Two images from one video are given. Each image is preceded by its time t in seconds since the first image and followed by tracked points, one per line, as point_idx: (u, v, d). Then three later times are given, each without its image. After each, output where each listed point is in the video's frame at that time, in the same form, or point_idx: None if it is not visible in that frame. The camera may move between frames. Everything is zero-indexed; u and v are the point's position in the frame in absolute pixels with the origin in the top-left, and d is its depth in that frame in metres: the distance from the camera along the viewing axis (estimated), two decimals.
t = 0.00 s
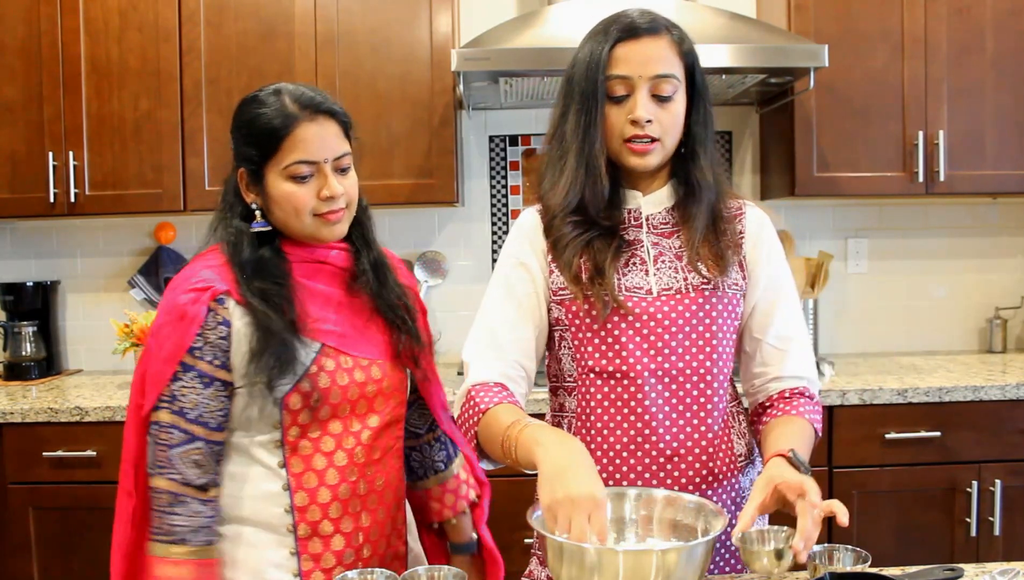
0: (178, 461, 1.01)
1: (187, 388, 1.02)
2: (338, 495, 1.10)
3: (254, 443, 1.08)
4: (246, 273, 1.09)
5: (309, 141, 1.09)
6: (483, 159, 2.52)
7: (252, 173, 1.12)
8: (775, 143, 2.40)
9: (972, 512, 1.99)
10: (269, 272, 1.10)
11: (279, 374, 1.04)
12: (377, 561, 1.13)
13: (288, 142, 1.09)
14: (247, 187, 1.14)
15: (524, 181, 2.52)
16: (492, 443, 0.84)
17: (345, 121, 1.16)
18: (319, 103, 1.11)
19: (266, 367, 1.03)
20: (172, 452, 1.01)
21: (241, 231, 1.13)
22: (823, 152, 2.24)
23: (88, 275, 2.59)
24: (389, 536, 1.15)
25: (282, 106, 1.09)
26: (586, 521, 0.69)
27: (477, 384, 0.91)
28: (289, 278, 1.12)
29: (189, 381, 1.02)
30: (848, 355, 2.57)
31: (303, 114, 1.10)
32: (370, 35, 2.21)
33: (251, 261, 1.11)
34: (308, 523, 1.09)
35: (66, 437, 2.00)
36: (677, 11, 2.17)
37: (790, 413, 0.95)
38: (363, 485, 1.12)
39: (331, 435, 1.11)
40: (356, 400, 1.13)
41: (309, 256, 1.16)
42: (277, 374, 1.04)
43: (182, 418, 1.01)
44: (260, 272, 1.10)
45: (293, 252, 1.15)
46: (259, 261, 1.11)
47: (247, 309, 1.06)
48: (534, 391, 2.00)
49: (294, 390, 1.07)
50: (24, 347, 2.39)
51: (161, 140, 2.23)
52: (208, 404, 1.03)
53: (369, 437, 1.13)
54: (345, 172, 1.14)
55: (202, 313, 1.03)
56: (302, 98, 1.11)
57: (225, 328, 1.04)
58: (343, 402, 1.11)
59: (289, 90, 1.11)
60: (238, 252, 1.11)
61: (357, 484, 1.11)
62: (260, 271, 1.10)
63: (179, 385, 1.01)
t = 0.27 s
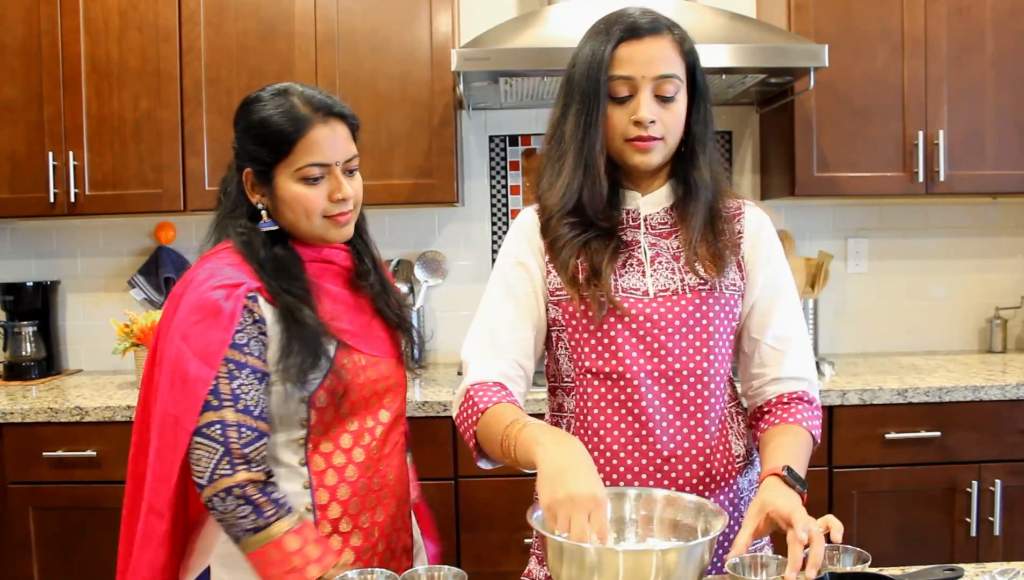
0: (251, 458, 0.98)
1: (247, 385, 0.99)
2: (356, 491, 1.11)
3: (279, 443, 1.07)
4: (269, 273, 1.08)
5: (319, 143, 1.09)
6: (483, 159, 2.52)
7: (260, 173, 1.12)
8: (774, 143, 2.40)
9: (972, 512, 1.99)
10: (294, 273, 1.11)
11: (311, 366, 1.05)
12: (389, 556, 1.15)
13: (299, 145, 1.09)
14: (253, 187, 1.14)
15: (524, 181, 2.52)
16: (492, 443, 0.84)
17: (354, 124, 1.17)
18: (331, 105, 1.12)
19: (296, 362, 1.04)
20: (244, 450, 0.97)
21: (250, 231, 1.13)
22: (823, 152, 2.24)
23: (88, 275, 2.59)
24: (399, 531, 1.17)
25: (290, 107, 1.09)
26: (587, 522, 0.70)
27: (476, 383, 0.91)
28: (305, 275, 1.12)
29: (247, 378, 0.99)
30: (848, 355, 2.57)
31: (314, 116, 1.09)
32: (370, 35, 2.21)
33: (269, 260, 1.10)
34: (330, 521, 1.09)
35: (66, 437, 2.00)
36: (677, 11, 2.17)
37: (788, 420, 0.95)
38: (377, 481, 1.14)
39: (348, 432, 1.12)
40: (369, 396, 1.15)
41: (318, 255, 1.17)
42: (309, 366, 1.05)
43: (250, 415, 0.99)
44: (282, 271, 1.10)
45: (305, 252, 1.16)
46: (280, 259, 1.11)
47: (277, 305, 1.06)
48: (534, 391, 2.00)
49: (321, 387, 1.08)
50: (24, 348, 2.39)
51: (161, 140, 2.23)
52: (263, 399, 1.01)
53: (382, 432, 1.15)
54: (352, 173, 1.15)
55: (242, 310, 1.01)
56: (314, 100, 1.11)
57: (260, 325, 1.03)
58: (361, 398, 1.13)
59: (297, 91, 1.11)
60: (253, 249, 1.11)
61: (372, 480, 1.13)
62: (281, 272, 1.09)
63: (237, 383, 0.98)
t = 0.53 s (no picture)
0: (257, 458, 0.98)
1: (253, 384, 0.99)
2: (359, 491, 1.11)
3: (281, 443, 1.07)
4: (276, 271, 1.08)
5: (319, 141, 1.09)
6: (483, 159, 2.52)
7: (260, 172, 1.12)
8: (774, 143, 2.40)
9: (972, 512, 1.99)
10: (297, 269, 1.11)
11: (316, 362, 1.06)
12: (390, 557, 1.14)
13: (299, 143, 1.09)
14: (253, 186, 1.14)
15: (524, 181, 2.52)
16: (492, 444, 0.83)
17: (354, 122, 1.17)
18: (330, 103, 1.12)
19: (301, 360, 1.04)
20: (248, 450, 0.97)
21: (252, 230, 1.13)
22: (823, 152, 2.24)
23: (88, 275, 2.59)
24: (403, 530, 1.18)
25: (289, 106, 1.09)
26: (587, 523, 0.68)
27: (475, 382, 0.90)
28: (309, 273, 1.13)
29: (253, 377, 0.99)
30: (848, 355, 2.57)
31: (313, 114, 1.10)
32: (370, 36, 2.21)
33: (272, 257, 1.10)
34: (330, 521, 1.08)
35: (66, 437, 2.00)
36: (677, 12, 2.17)
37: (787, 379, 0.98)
38: (379, 481, 1.14)
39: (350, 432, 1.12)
40: (371, 396, 1.14)
41: (320, 254, 1.17)
42: (314, 363, 1.05)
43: (255, 414, 0.99)
44: (287, 270, 1.09)
45: (310, 252, 1.16)
46: (284, 258, 1.11)
47: (282, 303, 1.06)
48: (534, 391, 2.00)
49: (326, 385, 1.09)
50: (24, 348, 2.39)
51: (161, 140, 2.23)
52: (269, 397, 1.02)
53: (384, 433, 1.15)
54: (352, 171, 1.15)
55: (249, 308, 1.02)
56: (311, 99, 1.10)
57: (266, 323, 1.04)
58: (365, 398, 1.13)
59: (296, 90, 1.11)
60: (255, 248, 1.11)
61: (374, 479, 1.13)
62: (283, 267, 1.09)
63: (243, 382, 0.98)
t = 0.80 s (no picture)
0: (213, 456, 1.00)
1: (215, 383, 1.01)
2: (341, 494, 1.10)
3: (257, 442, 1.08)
4: (252, 266, 1.09)
5: (305, 134, 1.09)
6: (483, 159, 2.52)
7: (251, 169, 1.12)
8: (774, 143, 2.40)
9: (972, 512, 1.99)
10: (280, 268, 1.11)
11: (287, 365, 1.05)
12: (378, 560, 1.14)
13: (283, 136, 1.09)
14: (248, 184, 1.15)
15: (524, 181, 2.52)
16: (491, 442, 0.81)
17: (343, 117, 1.17)
18: (316, 97, 1.12)
19: (273, 360, 1.04)
20: (205, 447, 0.99)
21: (241, 230, 1.13)
22: (823, 152, 2.24)
23: (88, 275, 2.59)
24: (396, 535, 1.17)
25: (281, 102, 1.10)
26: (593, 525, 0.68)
27: (474, 377, 0.88)
28: (294, 272, 1.12)
29: (215, 376, 1.01)
30: (848, 355, 2.57)
31: (299, 108, 1.10)
32: (370, 36, 2.21)
33: (254, 256, 1.11)
34: (311, 523, 1.08)
35: (66, 437, 2.00)
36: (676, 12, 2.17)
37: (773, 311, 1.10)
38: (366, 484, 1.12)
39: (334, 433, 1.11)
40: (360, 398, 1.13)
41: (310, 254, 1.16)
42: (284, 365, 1.05)
43: (213, 413, 1.00)
44: (264, 266, 1.10)
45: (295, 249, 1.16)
46: (263, 255, 1.11)
47: (256, 304, 1.06)
48: (535, 391, 2.00)
49: (300, 386, 1.08)
50: (24, 348, 2.39)
51: (161, 140, 2.23)
52: (235, 398, 1.03)
53: (372, 435, 1.14)
54: (343, 166, 1.14)
55: (216, 306, 1.03)
56: (300, 94, 1.11)
57: (237, 323, 1.05)
58: (349, 400, 1.12)
59: (287, 86, 1.12)
60: (240, 246, 1.12)
61: (360, 483, 1.12)
62: (265, 265, 1.10)
63: (205, 380, 1.00)
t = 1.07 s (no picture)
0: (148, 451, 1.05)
1: (167, 380, 1.06)
2: (316, 497, 1.09)
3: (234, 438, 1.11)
4: (233, 267, 1.11)
5: (302, 134, 1.09)
6: (483, 159, 2.52)
7: (250, 168, 1.13)
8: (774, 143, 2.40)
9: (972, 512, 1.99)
10: (255, 268, 1.11)
11: (253, 372, 1.06)
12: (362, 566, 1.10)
13: (281, 135, 1.09)
14: (246, 182, 1.15)
15: (524, 181, 2.52)
16: (496, 441, 0.80)
17: (343, 116, 1.16)
18: (315, 97, 1.11)
19: (240, 364, 1.05)
20: (145, 439, 1.05)
21: (233, 230, 1.15)
22: (823, 152, 2.24)
23: (88, 275, 2.59)
24: (382, 543, 1.12)
25: (282, 104, 1.10)
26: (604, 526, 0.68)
27: (476, 375, 0.87)
28: (278, 276, 1.12)
29: (168, 373, 1.06)
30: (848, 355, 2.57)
31: (299, 108, 1.10)
32: (370, 36, 2.21)
33: (239, 258, 1.12)
34: (285, 524, 1.08)
35: (66, 437, 2.00)
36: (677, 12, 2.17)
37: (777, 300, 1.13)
38: (346, 489, 1.09)
39: (309, 435, 1.09)
40: (339, 401, 1.10)
41: (303, 254, 1.16)
42: (250, 371, 1.05)
43: (159, 408, 1.06)
44: (245, 268, 1.11)
45: (285, 251, 1.15)
46: (246, 256, 1.12)
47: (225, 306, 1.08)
48: (535, 392, 2.01)
49: (268, 389, 1.08)
50: (24, 348, 2.39)
51: (161, 140, 2.23)
52: (184, 397, 1.06)
53: (351, 440, 1.11)
54: (342, 167, 1.12)
55: (183, 308, 1.07)
56: (300, 94, 1.11)
57: (202, 325, 1.07)
58: (324, 402, 1.10)
59: (288, 87, 1.12)
60: (229, 247, 1.14)
61: (339, 487, 1.09)
62: (247, 266, 1.11)
63: (160, 377, 1.06)
